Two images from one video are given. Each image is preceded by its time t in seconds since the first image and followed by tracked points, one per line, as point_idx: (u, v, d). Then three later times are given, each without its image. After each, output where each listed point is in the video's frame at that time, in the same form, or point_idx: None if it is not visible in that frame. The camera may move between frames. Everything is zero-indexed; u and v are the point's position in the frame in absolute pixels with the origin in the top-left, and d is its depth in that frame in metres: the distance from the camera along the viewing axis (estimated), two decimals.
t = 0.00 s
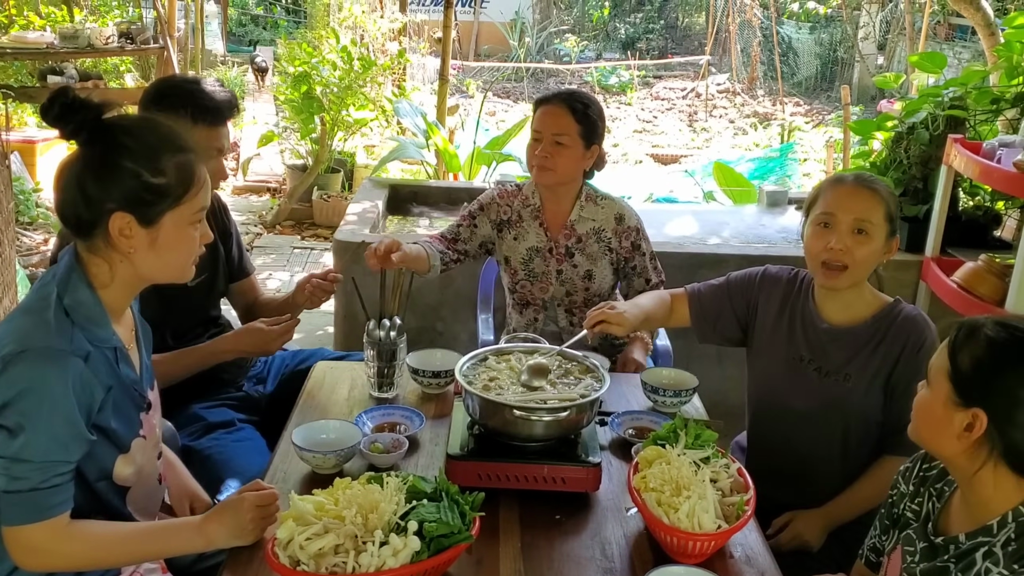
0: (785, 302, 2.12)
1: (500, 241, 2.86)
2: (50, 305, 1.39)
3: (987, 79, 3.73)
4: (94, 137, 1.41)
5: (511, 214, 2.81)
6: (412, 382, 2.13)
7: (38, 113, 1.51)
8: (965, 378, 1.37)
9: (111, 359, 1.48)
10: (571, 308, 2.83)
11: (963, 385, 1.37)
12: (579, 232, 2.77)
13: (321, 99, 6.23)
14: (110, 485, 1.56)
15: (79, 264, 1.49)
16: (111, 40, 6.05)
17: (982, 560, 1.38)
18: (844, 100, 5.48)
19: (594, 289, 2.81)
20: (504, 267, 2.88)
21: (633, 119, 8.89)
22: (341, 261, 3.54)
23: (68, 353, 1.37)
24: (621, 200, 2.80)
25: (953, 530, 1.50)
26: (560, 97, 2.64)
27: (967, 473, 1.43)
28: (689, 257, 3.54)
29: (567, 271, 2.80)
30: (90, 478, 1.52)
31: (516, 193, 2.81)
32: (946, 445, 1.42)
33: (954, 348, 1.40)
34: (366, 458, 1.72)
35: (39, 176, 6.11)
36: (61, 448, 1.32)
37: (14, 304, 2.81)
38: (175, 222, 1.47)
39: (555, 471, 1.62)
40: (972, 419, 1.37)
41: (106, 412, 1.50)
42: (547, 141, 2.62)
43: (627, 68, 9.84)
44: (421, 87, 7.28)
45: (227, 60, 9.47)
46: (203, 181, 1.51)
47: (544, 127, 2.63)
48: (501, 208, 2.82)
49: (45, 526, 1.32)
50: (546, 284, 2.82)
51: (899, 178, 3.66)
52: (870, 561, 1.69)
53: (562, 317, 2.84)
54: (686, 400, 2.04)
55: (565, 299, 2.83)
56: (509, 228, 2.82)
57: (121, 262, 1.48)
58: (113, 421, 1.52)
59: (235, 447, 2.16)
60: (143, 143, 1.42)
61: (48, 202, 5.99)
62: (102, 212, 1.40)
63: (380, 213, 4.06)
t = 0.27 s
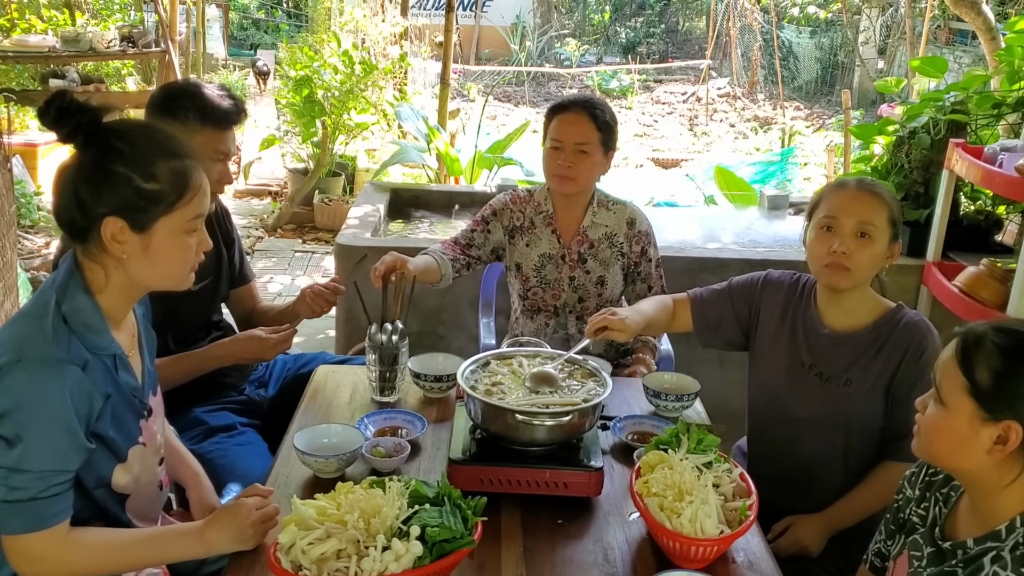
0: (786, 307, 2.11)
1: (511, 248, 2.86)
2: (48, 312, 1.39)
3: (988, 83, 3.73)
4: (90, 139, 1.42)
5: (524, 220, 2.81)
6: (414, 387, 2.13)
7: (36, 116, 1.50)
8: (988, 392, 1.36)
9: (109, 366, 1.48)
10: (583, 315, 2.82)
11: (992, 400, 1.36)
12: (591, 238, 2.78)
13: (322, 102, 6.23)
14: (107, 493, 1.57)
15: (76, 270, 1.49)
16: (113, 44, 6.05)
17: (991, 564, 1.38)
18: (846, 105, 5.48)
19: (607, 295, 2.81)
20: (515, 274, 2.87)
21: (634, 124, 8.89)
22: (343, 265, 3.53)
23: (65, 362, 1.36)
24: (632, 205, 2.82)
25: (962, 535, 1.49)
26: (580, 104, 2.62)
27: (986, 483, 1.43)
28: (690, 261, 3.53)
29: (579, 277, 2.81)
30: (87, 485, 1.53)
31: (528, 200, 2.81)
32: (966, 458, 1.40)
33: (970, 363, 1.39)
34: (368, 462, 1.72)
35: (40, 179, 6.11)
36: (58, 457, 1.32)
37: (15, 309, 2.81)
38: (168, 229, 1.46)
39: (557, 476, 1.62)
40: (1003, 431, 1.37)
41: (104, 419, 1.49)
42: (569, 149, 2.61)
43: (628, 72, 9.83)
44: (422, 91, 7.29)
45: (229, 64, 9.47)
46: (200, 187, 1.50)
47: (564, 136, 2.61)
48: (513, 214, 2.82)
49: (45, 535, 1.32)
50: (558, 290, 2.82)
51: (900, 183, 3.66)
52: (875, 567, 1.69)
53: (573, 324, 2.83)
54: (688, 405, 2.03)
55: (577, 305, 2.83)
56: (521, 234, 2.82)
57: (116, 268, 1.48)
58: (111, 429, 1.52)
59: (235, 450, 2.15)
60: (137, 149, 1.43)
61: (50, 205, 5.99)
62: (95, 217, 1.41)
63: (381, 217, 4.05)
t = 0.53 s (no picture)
0: (788, 309, 2.11)
1: (517, 249, 2.85)
2: (51, 316, 1.38)
3: (989, 85, 3.73)
4: (91, 142, 1.42)
5: (531, 222, 2.80)
6: (415, 389, 2.12)
7: (38, 118, 1.50)
8: None
9: (111, 370, 1.48)
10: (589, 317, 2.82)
11: None
12: (598, 239, 2.78)
13: (323, 104, 6.23)
14: (110, 496, 1.56)
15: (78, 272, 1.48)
16: (113, 46, 6.05)
17: (1002, 565, 1.36)
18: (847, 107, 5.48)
19: (613, 297, 2.82)
20: (520, 275, 2.86)
21: (634, 125, 8.89)
22: (344, 267, 3.53)
23: (69, 366, 1.36)
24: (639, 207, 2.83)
25: (971, 535, 1.48)
26: (599, 108, 2.61)
27: None
28: (692, 263, 3.53)
29: (586, 279, 2.81)
30: (90, 489, 1.52)
31: (535, 201, 2.80)
32: (1006, 468, 1.34)
33: (1003, 375, 1.31)
34: (369, 464, 1.72)
35: (41, 181, 6.11)
36: (61, 461, 1.32)
37: (16, 310, 2.80)
38: (166, 233, 1.46)
39: (558, 477, 1.61)
40: None
41: (107, 423, 1.49)
42: (591, 152, 2.60)
43: (628, 74, 9.82)
44: (423, 92, 7.28)
45: (230, 66, 9.48)
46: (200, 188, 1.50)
47: (586, 139, 2.59)
48: (520, 215, 2.81)
49: (46, 539, 1.31)
50: (564, 292, 2.82)
51: (901, 184, 3.66)
52: (880, 569, 1.68)
53: (578, 325, 2.83)
54: (689, 407, 2.03)
55: (583, 307, 2.83)
56: (528, 235, 2.81)
57: (115, 271, 1.48)
58: (113, 433, 1.52)
59: (235, 451, 2.15)
60: (137, 151, 1.43)
61: (50, 207, 5.99)
62: (93, 221, 1.41)
63: (382, 219, 4.05)
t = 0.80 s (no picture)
0: (788, 310, 2.11)
1: (517, 248, 2.85)
2: (47, 317, 1.38)
3: (989, 86, 3.73)
4: (86, 143, 1.42)
5: (532, 221, 2.80)
6: (414, 390, 2.12)
7: (33, 118, 1.50)
8: None
9: (107, 371, 1.48)
10: (590, 317, 2.82)
11: None
12: (600, 240, 2.78)
13: (322, 105, 6.23)
14: (107, 498, 1.56)
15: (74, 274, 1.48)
16: (112, 47, 6.05)
17: (1007, 565, 1.36)
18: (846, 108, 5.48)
19: (614, 298, 2.82)
20: (521, 275, 2.85)
21: (633, 126, 8.89)
22: (342, 268, 3.53)
23: (65, 368, 1.36)
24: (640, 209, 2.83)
25: (974, 535, 1.47)
26: (605, 110, 2.63)
27: None
28: (691, 264, 3.53)
29: (588, 279, 2.80)
30: (87, 491, 1.52)
31: (537, 201, 2.80)
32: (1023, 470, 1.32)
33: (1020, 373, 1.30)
34: (367, 466, 1.71)
35: (39, 182, 6.11)
36: (58, 463, 1.31)
37: (13, 311, 2.80)
38: (160, 235, 1.45)
39: (557, 480, 1.61)
40: None
41: (104, 425, 1.49)
42: (599, 152, 2.59)
43: (627, 75, 9.81)
44: (422, 93, 7.28)
45: (228, 67, 9.47)
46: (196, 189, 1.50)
47: (596, 139, 2.59)
48: (520, 214, 2.81)
49: (43, 542, 1.31)
50: (566, 293, 2.81)
51: (900, 186, 3.66)
52: (881, 570, 1.68)
53: (579, 326, 2.83)
54: (689, 408, 2.03)
55: (584, 308, 2.82)
56: (528, 235, 2.81)
57: (110, 273, 1.47)
58: (110, 435, 1.51)
59: (234, 453, 2.14)
60: (132, 152, 1.43)
61: (49, 208, 5.99)
62: (87, 222, 1.41)
63: (380, 220, 4.04)
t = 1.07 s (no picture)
0: (784, 310, 2.11)
1: (511, 249, 2.86)
2: (41, 318, 1.37)
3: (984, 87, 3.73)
4: (78, 142, 1.42)
5: (526, 221, 2.80)
6: (409, 391, 2.12)
7: (23, 118, 1.50)
8: None
9: (102, 371, 1.48)
10: (583, 317, 2.81)
11: None
12: (595, 240, 2.77)
13: (318, 105, 6.23)
14: (102, 499, 1.55)
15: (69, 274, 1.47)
16: (108, 47, 6.05)
17: (1003, 562, 1.36)
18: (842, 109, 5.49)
19: (607, 299, 2.81)
20: (516, 275, 2.86)
21: (629, 127, 8.90)
22: (337, 268, 3.52)
23: (59, 368, 1.36)
24: (637, 209, 2.83)
25: (971, 532, 1.48)
26: (605, 110, 2.63)
27: None
28: (687, 264, 3.53)
29: (582, 279, 2.80)
30: (81, 492, 1.52)
31: (532, 200, 2.80)
32: None
33: (1018, 370, 1.30)
34: (363, 466, 1.71)
35: (35, 182, 6.10)
36: (52, 464, 1.31)
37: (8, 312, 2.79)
38: (154, 234, 1.45)
39: (553, 480, 1.61)
40: None
41: (98, 425, 1.48)
42: (597, 150, 2.60)
43: (624, 76, 9.81)
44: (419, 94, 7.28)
45: (225, 67, 9.47)
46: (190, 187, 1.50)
47: (596, 138, 2.59)
48: (513, 216, 2.81)
49: (37, 543, 1.30)
50: (559, 291, 2.81)
51: (896, 186, 3.66)
52: (876, 568, 1.67)
53: (573, 326, 2.82)
54: (685, 408, 2.03)
55: (577, 307, 2.81)
56: (523, 234, 2.81)
57: (104, 273, 1.47)
58: (104, 435, 1.51)
59: (228, 456, 2.13)
60: (125, 152, 1.43)
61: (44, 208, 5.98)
62: (81, 222, 1.40)
63: (376, 221, 4.04)
